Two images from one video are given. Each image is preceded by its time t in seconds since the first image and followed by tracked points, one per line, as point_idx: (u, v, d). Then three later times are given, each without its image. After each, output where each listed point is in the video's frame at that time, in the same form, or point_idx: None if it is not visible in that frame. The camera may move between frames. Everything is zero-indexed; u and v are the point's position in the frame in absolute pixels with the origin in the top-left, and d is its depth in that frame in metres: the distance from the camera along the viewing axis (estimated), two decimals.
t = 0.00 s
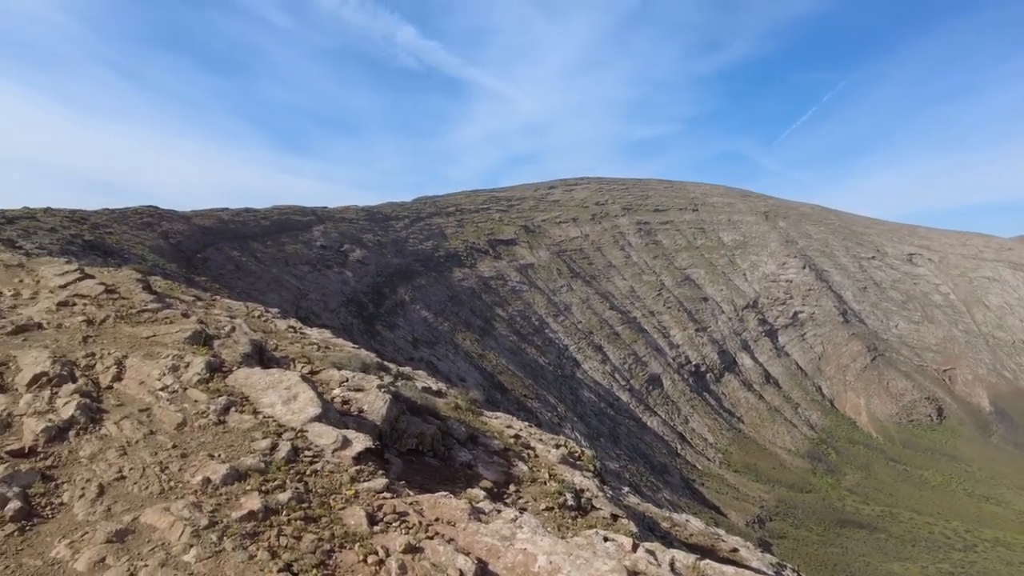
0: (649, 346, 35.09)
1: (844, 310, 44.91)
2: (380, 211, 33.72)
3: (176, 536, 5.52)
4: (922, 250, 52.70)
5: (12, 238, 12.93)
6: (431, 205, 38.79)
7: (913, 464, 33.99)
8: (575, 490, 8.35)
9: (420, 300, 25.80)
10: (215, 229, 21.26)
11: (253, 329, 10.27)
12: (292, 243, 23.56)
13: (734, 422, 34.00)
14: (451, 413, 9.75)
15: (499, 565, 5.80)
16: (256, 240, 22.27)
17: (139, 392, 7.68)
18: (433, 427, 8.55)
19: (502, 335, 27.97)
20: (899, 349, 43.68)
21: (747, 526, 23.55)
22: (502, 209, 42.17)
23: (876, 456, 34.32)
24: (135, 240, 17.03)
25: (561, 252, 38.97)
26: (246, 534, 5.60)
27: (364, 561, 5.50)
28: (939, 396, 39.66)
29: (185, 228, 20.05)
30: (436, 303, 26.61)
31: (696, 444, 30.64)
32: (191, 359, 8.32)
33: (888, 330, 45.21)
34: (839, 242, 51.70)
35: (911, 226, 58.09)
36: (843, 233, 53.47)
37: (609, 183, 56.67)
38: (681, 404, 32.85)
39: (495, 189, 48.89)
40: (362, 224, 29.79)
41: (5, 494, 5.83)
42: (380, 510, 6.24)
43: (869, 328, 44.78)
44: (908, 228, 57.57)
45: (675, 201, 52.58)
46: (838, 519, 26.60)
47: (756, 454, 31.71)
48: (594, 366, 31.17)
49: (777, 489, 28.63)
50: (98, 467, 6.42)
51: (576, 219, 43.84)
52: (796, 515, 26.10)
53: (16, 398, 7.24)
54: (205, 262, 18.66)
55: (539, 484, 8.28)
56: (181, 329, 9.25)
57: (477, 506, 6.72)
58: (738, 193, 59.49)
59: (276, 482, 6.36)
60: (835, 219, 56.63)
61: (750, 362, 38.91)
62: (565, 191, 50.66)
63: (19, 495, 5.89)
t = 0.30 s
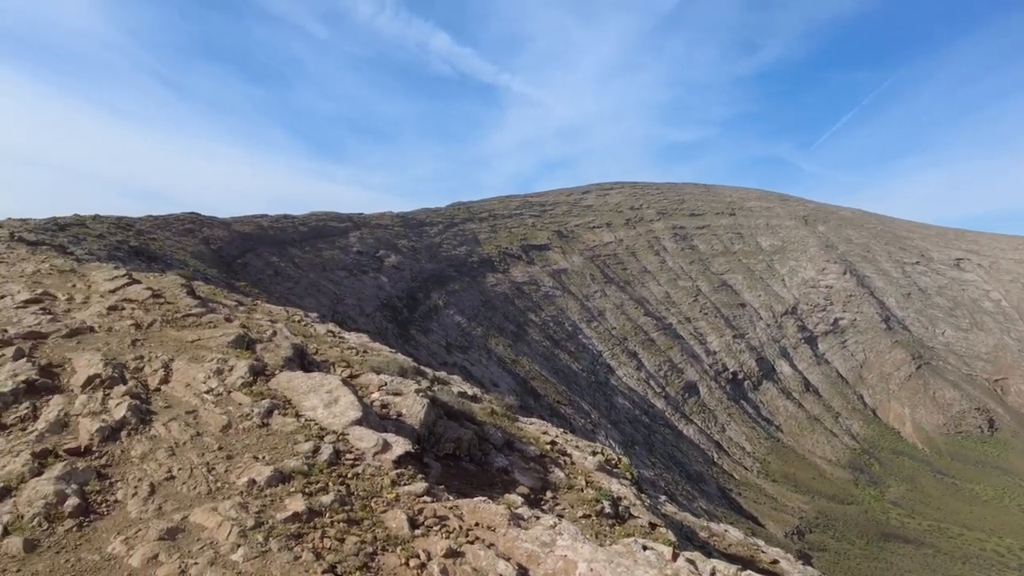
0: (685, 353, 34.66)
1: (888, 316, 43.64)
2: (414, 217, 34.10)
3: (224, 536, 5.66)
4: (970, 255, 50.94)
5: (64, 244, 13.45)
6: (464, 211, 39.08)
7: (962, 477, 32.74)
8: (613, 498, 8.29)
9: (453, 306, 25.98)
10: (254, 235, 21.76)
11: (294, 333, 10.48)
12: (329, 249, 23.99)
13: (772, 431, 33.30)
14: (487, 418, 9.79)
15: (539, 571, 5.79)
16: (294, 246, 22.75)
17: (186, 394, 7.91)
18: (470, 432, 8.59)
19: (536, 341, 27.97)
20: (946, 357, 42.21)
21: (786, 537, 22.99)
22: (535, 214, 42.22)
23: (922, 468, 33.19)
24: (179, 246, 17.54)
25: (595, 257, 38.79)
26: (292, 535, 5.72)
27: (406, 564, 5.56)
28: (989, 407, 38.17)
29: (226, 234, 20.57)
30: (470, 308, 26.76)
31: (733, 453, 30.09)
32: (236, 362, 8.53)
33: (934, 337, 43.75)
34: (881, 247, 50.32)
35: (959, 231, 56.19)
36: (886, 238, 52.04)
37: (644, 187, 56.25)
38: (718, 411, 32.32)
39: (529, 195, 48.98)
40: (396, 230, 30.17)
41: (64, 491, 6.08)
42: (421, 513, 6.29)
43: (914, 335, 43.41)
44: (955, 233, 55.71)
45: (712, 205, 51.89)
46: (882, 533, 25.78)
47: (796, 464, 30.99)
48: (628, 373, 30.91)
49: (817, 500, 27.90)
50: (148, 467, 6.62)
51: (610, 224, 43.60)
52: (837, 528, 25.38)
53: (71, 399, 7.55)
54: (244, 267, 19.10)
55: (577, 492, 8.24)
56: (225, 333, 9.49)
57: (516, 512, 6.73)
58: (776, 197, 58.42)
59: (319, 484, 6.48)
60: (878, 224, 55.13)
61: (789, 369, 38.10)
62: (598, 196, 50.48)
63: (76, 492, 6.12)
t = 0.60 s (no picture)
0: (730, 361, 34.00)
1: (944, 324, 41.91)
2: (455, 224, 34.44)
3: (277, 535, 5.81)
4: None
5: (121, 251, 14.03)
6: (504, 217, 39.28)
7: None
8: (657, 507, 8.17)
9: (493, 312, 26.10)
10: (300, 241, 22.29)
11: (340, 337, 10.68)
12: (372, 256, 24.44)
13: (820, 442, 32.31)
14: (530, 424, 9.78)
15: None
16: (338, 253, 23.24)
17: (238, 396, 8.13)
18: (513, 438, 8.59)
19: (576, 347, 27.85)
20: (1007, 368, 40.26)
21: (836, 552, 22.22)
22: (575, 220, 42.13)
23: (982, 483, 31.69)
24: (228, 253, 18.10)
25: (636, 264, 38.43)
26: (341, 536, 5.82)
27: (454, 568, 5.61)
28: None
29: (273, 241, 21.14)
30: (510, 314, 26.84)
31: (779, 464, 29.31)
32: (285, 366, 8.74)
33: (995, 347, 41.78)
34: (936, 253, 48.44)
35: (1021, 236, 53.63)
36: (941, 243, 50.09)
37: (686, 192, 55.54)
38: (763, 421, 31.53)
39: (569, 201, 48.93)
40: (438, 237, 30.51)
41: (125, 488, 6.34)
42: (467, 518, 6.33)
43: (973, 344, 41.57)
44: (1017, 238, 53.21)
45: (757, 210, 50.85)
46: (939, 551, 24.71)
47: (846, 477, 29.99)
48: (670, 381, 30.47)
49: (869, 514, 26.91)
50: (203, 467, 6.83)
51: (652, 229, 43.14)
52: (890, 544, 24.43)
53: (131, 399, 7.86)
54: (291, 273, 19.57)
55: (621, 500, 8.15)
56: (275, 337, 9.74)
57: (561, 518, 6.70)
58: (823, 201, 56.89)
59: (367, 486, 6.58)
60: (932, 229, 53.12)
61: (837, 379, 36.97)
62: (640, 201, 50.06)
63: (137, 489, 6.37)
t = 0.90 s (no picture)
0: (776, 369, 33.16)
1: (1006, 332, 39.93)
2: (496, 229, 34.61)
3: (327, 535, 5.93)
4: None
5: (175, 257, 14.57)
6: (545, 222, 39.27)
7: None
8: (704, 516, 8.01)
9: (534, 317, 26.10)
10: (345, 248, 22.75)
11: (385, 342, 10.85)
12: (415, 261, 24.77)
13: (872, 453, 31.15)
14: (573, 430, 9.73)
15: None
16: (382, 259, 23.63)
17: (288, 399, 8.33)
18: (557, 444, 8.55)
19: (618, 354, 27.60)
20: None
21: (891, 568, 21.34)
22: (616, 225, 41.82)
23: None
24: (276, 259, 18.59)
25: (679, 268, 37.87)
26: (390, 537, 5.90)
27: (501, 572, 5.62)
28: None
29: (320, 248, 21.64)
30: (551, 320, 26.79)
31: (829, 475, 28.37)
32: (333, 369, 8.93)
33: None
34: (997, 257, 46.28)
35: None
36: (1003, 247, 47.84)
37: (730, 196, 54.55)
38: (812, 431, 30.56)
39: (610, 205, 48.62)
40: (479, 243, 30.72)
41: (183, 486, 6.56)
42: (514, 522, 6.34)
43: None
44: None
45: (804, 214, 49.54)
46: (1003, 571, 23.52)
47: (901, 490, 28.82)
48: (714, 388, 29.86)
49: (926, 530, 25.76)
50: (256, 466, 7.02)
51: (695, 234, 42.46)
52: (950, 562, 23.32)
53: (187, 400, 8.15)
54: (336, 279, 19.98)
55: (666, 508, 8.02)
56: (323, 341, 9.95)
57: (607, 525, 6.64)
58: (875, 204, 55.06)
59: (414, 488, 6.65)
60: (993, 232, 50.78)
61: (891, 388, 35.62)
62: (683, 205, 49.35)
63: (193, 487, 6.60)
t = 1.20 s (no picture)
0: (823, 375, 32.21)
1: None
2: (535, 233, 34.64)
3: (373, 535, 6.01)
4: None
5: (223, 262, 15.02)
6: (584, 225, 39.08)
7: None
8: (750, 524, 7.82)
9: (574, 321, 26.00)
10: (386, 252, 23.10)
11: (427, 345, 10.95)
12: (455, 265, 24.98)
13: (926, 464, 29.92)
14: (615, 436, 9.63)
15: None
16: (422, 262, 23.90)
17: (334, 400, 8.48)
18: (599, 448, 8.48)
19: (659, 358, 27.24)
20: None
21: None
22: (657, 227, 41.34)
23: None
24: (320, 263, 19.00)
25: (722, 272, 37.17)
26: (434, 539, 5.95)
27: None
28: None
29: (362, 252, 22.01)
30: (590, 324, 26.63)
31: (879, 485, 27.36)
32: (377, 371, 9.06)
33: None
34: None
35: None
36: None
37: (775, 197, 53.33)
38: (862, 439, 29.52)
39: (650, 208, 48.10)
40: (518, 246, 30.78)
41: (233, 484, 6.75)
42: (557, 526, 6.32)
43: None
44: None
45: (853, 215, 48.05)
46: None
47: (958, 503, 27.59)
48: (759, 394, 29.16)
49: (986, 545, 24.59)
50: (303, 466, 7.17)
51: (739, 236, 41.63)
52: None
53: (236, 400, 8.38)
54: (378, 282, 20.29)
55: (710, 515, 7.86)
56: (366, 343, 10.11)
57: (651, 531, 6.55)
58: (928, 205, 53.03)
59: (457, 490, 6.69)
60: None
61: (946, 396, 34.18)
62: (725, 207, 48.45)
63: (243, 486, 6.78)
